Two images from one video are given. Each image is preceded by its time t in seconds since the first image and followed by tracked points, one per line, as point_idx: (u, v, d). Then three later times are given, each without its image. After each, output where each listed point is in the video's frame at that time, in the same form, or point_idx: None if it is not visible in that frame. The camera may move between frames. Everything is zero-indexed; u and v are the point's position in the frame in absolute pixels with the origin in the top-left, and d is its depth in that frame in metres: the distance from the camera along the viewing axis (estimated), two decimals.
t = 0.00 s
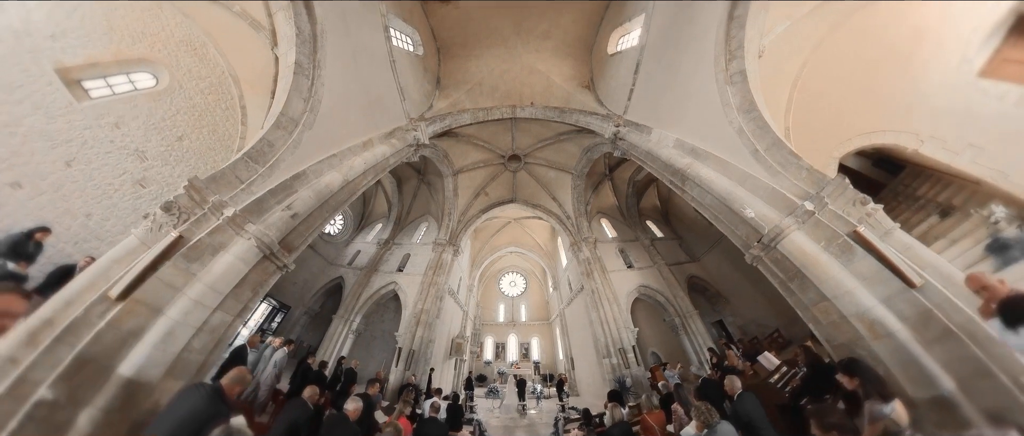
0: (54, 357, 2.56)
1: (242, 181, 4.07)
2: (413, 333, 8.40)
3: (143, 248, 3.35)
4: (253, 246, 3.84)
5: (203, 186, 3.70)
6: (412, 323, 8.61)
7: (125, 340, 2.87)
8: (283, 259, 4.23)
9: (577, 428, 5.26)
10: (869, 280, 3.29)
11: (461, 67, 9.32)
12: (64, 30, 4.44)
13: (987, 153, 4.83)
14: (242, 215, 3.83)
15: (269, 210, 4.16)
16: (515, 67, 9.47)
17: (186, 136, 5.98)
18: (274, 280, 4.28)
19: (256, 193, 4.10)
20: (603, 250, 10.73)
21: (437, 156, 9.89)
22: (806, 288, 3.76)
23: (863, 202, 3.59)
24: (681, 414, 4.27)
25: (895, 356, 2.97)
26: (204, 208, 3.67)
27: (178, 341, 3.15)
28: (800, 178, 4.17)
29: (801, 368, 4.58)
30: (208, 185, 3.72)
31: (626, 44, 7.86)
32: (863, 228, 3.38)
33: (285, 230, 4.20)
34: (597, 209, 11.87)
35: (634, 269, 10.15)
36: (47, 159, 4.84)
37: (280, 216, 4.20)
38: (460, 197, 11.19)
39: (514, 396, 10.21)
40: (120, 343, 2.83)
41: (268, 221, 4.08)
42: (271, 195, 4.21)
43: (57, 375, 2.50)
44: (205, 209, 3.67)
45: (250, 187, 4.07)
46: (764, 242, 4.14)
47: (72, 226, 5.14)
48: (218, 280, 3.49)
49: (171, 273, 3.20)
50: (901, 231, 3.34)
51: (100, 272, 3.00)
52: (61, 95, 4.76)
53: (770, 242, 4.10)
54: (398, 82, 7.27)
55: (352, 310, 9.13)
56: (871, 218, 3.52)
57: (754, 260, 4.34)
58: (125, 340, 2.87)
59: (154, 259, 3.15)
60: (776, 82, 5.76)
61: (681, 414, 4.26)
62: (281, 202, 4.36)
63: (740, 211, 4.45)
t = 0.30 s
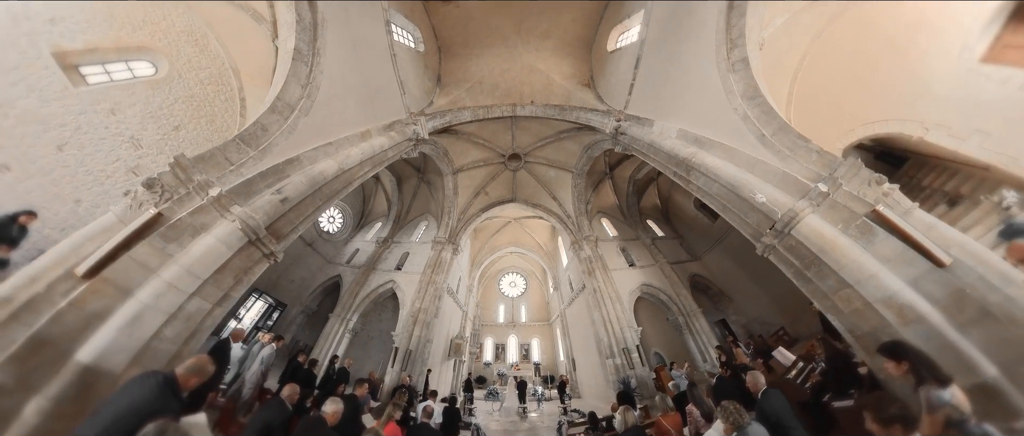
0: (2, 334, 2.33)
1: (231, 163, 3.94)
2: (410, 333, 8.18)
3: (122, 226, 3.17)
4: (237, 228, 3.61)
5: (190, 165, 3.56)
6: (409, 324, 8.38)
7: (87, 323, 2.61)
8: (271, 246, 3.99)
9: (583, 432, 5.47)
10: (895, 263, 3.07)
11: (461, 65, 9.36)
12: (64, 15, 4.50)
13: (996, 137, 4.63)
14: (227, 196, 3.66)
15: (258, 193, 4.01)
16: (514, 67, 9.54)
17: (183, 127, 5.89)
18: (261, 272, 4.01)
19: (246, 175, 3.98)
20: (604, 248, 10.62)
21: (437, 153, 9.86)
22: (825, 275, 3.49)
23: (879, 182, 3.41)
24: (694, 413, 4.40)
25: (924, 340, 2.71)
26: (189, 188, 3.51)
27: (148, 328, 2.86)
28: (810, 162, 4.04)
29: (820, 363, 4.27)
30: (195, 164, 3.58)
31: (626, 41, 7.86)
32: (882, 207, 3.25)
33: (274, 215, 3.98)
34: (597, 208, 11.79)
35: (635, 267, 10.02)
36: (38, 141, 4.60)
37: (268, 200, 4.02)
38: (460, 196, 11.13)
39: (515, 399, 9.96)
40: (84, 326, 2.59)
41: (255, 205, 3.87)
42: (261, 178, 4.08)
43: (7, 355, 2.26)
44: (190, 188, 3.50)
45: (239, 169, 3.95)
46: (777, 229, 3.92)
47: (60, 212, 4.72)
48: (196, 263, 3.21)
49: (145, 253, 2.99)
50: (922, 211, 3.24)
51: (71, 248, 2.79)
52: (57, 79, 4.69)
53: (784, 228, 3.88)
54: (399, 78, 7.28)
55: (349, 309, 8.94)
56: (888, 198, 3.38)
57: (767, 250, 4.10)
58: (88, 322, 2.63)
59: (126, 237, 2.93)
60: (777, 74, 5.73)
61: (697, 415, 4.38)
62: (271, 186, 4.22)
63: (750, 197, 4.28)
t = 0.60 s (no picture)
0: None
1: (220, 143, 3.80)
2: (407, 332, 7.98)
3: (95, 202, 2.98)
4: (220, 209, 3.43)
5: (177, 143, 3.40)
6: (406, 323, 8.17)
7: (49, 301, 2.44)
8: (257, 232, 3.79)
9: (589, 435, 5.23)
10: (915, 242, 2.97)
11: (461, 62, 9.39)
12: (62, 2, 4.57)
13: (1001, 122, 4.51)
14: (213, 176, 3.52)
15: (247, 175, 3.87)
16: (513, 66, 9.56)
17: (178, 116, 5.84)
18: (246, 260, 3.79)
19: (236, 157, 3.86)
20: (605, 246, 10.53)
21: (437, 151, 9.84)
22: (844, 261, 3.36)
23: (893, 161, 3.32)
24: (712, 414, 4.34)
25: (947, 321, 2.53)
26: (172, 166, 3.34)
27: (113, 309, 2.66)
28: (818, 146, 3.94)
29: (838, 355, 4.32)
30: (182, 142, 3.43)
31: (626, 37, 7.87)
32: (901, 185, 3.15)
33: (262, 198, 3.81)
34: (597, 207, 11.72)
35: (637, 266, 9.88)
36: (30, 123, 4.42)
37: (257, 183, 3.84)
38: (460, 194, 11.06)
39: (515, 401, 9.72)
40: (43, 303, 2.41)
41: (243, 187, 3.71)
42: (251, 160, 3.94)
43: None
44: (175, 166, 3.34)
45: (229, 150, 3.83)
46: (790, 214, 3.78)
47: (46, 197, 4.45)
48: (172, 244, 3.03)
49: (117, 230, 2.84)
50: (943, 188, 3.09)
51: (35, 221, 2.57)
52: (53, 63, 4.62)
53: (798, 213, 3.74)
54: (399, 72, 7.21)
55: (345, 308, 8.76)
56: (903, 178, 3.26)
57: (780, 238, 3.93)
58: (49, 301, 2.45)
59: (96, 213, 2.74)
60: (776, 66, 5.83)
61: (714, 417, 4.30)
62: (261, 170, 4.08)
63: (761, 183, 4.13)
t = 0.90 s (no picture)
0: None
1: (213, 122, 3.78)
2: (404, 330, 7.81)
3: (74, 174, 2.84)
4: (209, 186, 3.29)
5: (168, 118, 3.33)
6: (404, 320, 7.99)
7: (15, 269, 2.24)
8: (245, 213, 3.63)
9: None
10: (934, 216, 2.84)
11: (461, 60, 9.46)
12: None
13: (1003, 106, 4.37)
14: (203, 152, 3.42)
15: (238, 155, 3.80)
16: (513, 64, 9.66)
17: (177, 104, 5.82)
18: (232, 243, 3.62)
19: (227, 136, 3.82)
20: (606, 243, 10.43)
21: (437, 148, 9.86)
22: (862, 241, 3.22)
23: (905, 136, 3.25)
24: (732, 413, 4.08)
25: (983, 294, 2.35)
26: (163, 141, 3.28)
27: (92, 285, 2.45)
28: (826, 127, 3.88)
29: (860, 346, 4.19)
30: (173, 117, 3.35)
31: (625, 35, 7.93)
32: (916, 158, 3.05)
33: (252, 178, 3.69)
34: (597, 206, 11.66)
35: (639, 264, 9.74)
36: (27, 106, 4.29)
37: (247, 162, 3.75)
38: (460, 192, 11.01)
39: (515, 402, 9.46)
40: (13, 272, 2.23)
41: (233, 165, 3.58)
42: (244, 141, 3.91)
43: None
44: (164, 139, 3.27)
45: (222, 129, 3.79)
46: (802, 195, 3.65)
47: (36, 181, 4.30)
48: (152, 217, 2.82)
49: (95, 199, 2.68)
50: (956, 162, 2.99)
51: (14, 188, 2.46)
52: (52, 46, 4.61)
53: (809, 194, 3.62)
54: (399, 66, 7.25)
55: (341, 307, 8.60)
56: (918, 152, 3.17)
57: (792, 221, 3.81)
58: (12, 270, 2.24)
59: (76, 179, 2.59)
60: (777, 56, 6.06)
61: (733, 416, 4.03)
62: (253, 150, 4.02)
63: (768, 165, 4.05)
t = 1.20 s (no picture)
0: None
1: (206, 100, 3.67)
2: (400, 328, 7.61)
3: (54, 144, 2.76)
4: (195, 162, 3.19)
5: (156, 92, 3.26)
6: (401, 318, 7.79)
7: None
8: (230, 194, 3.49)
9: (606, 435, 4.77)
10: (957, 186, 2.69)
11: (461, 59, 9.52)
12: None
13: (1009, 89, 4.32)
14: (190, 128, 3.33)
15: (228, 135, 3.69)
16: (512, 62, 9.72)
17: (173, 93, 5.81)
18: (215, 225, 3.48)
19: (219, 116, 3.70)
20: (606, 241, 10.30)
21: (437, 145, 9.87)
22: (880, 219, 3.08)
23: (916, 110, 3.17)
24: (757, 412, 3.85)
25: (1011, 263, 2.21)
26: (150, 116, 3.20)
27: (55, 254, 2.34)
28: (832, 106, 3.78)
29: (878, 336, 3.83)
30: (163, 93, 3.28)
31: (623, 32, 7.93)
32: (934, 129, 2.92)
33: (240, 158, 3.56)
34: (597, 205, 11.58)
35: (641, 262, 9.57)
36: (22, 89, 4.11)
37: (237, 142, 3.65)
38: (460, 191, 10.97)
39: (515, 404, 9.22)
40: None
41: (221, 144, 3.49)
42: (235, 121, 3.82)
43: None
44: (151, 114, 3.19)
45: (213, 108, 3.69)
46: (813, 176, 3.51)
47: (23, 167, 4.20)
48: (128, 188, 2.70)
49: (73, 168, 2.58)
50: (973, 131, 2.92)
51: None
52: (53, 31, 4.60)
53: (821, 173, 3.46)
54: (398, 61, 7.30)
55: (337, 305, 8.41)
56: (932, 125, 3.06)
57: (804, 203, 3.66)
58: None
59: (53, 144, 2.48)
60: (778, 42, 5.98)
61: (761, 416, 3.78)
62: (245, 131, 3.92)
63: (777, 146, 3.92)
